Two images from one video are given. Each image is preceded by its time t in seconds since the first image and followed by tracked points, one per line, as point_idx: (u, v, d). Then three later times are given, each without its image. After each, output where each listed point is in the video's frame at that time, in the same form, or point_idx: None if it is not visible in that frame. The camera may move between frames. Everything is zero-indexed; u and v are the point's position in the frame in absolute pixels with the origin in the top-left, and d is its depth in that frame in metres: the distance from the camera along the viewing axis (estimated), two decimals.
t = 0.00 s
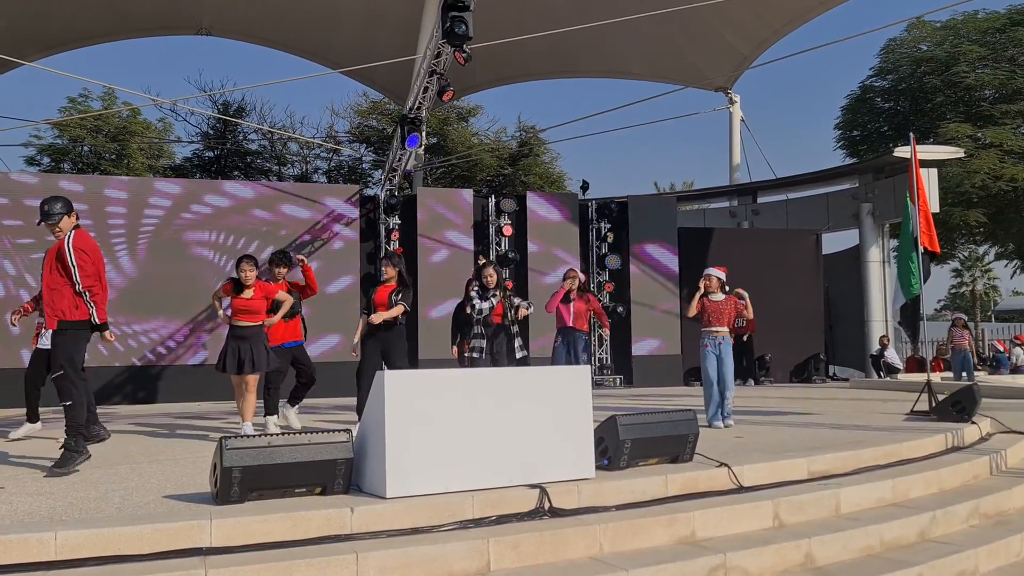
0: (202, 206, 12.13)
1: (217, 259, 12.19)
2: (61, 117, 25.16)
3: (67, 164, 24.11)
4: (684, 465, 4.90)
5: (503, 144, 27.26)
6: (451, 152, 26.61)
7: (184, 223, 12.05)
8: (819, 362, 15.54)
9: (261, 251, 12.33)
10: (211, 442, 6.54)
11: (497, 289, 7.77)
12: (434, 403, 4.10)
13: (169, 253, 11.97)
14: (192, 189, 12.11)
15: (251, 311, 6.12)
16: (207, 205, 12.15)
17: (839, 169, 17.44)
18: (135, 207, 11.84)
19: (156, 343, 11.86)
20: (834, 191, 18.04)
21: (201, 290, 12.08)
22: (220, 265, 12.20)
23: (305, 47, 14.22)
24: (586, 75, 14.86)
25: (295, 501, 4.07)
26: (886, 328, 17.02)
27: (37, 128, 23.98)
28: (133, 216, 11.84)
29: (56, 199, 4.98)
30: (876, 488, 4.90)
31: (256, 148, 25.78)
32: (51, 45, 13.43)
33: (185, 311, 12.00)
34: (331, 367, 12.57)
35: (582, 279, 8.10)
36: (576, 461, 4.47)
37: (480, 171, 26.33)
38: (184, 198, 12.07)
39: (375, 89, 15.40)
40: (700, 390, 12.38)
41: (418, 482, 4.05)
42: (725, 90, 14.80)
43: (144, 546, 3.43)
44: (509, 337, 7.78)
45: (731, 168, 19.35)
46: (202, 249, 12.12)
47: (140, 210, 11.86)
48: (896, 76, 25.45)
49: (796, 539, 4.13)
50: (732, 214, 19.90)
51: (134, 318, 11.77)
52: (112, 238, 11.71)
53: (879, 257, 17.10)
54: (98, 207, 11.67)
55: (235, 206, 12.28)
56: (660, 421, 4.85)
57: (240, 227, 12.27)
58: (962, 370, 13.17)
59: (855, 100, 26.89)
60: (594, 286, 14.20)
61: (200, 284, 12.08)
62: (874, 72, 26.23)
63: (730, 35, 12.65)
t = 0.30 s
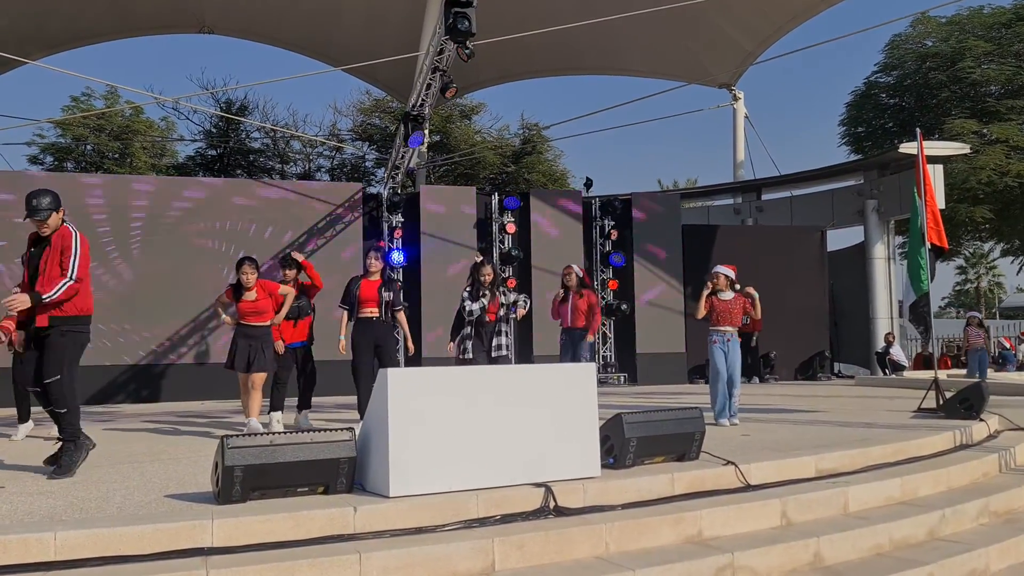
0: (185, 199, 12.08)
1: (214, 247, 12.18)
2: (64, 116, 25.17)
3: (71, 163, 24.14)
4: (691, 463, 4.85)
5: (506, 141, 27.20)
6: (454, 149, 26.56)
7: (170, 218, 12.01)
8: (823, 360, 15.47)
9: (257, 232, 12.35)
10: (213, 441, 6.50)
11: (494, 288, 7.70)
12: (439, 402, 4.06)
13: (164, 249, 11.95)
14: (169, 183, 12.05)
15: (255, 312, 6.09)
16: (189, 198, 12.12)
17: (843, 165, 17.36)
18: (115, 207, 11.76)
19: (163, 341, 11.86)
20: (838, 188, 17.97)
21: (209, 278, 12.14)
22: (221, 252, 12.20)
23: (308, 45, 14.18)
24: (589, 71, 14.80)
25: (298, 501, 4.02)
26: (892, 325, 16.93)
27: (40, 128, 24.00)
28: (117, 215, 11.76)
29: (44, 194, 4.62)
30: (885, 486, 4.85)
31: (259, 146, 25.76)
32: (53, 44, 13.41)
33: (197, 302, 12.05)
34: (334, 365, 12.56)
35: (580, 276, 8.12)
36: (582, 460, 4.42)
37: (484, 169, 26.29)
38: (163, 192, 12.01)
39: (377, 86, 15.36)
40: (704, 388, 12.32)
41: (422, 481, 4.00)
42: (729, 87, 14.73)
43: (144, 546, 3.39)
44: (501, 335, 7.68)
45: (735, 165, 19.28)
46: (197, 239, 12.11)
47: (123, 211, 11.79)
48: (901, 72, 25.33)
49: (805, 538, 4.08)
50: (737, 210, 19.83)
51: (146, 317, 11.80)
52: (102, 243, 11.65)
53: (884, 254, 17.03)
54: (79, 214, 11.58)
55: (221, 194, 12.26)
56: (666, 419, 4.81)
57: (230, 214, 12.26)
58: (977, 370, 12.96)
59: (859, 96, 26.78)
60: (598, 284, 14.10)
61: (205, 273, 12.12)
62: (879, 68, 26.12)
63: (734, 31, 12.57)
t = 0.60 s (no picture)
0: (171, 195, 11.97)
1: (213, 235, 12.11)
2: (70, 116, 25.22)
3: (76, 163, 24.17)
4: (698, 461, 4.80)
5: (510, 138, 27.14)
6: (458, 147, 26.52)
7: (161, 216, 11.90)
8: (830, 356, 15.39)
9: (252, 219, 12.28)
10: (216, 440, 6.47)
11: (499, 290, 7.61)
12: (443, 399, 4.02)
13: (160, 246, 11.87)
14: (146, 179, 11.91)
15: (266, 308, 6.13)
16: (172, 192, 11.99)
17: (849, 161, 17.26)
18: (101, 213, 11.63)
19: (167, 340, 11.84)
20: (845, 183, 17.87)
21: (217, 265, 12.12)
22: (221, 238, 12.13)
23: (311, 43, 14.14)
24: (593, 68, 14.74)
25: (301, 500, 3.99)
26: (899, 322, 16.82)
27: (45, 128, 24.02)
28: (104, 221, 11.65)
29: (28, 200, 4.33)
30: (894, 483, 4.79)
31: (264, 145, 25.75)
32: (56, 44, 13.40)
33: (212, 289, 12.05)
34: (339, 363, 12.55)
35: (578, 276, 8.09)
36: (589, 459, 4.38)
37: (488, 167, 26.26)
38: (143, 190, 11.87)
39: (381, 84, 15.32)
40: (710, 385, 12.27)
41: (427, 479, 3.97)
42: (733, 82, 14.65)
43: (145, 547, 3.35)
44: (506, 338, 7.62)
45: (740, 161, 19.19)
46: (195, 231, 12.03)
47: (108, 217, 11.65)
48: (907, 67, 25.17)
49: (814, 536, 4.03)
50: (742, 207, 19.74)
51: (159, 318, 11.80)
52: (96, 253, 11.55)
53: (891, 250, 16.93)
54: (65, 227, 11.43)
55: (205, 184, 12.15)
56: (672, 416, 4.77)
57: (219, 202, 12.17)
58: (990, 369, 12.85)
59: (865, 91, 26.63)
60: (603, 282, 14.15)
61: (212, 261, 12.09)
62: (885, 63, 25.96)
63: (738, 26, 12.49)
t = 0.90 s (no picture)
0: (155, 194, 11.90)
1: (212, 225, 12.10)
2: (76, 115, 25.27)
3: (83, 162, 24.23)
4: (705, 459, 4.75)
5: (516, 135, 27.08)
6: (464, 144, 26.47)
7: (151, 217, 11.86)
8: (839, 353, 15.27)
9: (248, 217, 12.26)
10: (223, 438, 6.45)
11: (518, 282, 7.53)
12: (448, 398, 3.98)
13: (157, 245, 11.86)
14: (124, 181, 11.82)
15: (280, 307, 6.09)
16: (155, 191, 11.91)
17: (857, 156, 17.15)
18: (89, 222, 11.60)
19: (175, 337, 11.85)
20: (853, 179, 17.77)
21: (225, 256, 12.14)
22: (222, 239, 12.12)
23: (316, 40, 14.13)
24: (599, 64, 14.67)
25: (305, 499, 3.96)
26: (908, 318, 16.70)
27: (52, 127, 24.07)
28: (93, 228, 11.61)
29: None
30: (904, 481, 4.74)
31: (269, 143, 25.76)
32: (62, 43, 13.41)
33: (225, 276, 12.11)
34: (345, 362, 12.53)
35: (585, 270, 8.00)
36: (596, 457, 4.34)
37: (494, 164, 26.21)
38: (123, 193, 11.79)
39: (386, 81, 15.28)
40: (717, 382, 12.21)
41: (430, 477, 3.93)
42: (740, 78, 14.55)
43: (147, 547, 3.33)
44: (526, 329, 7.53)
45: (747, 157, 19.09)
46: (193, 232, 12.02)
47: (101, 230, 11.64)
48: (915, 61, 25.00)
49: (823, 534, 3.98)
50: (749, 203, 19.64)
51: (169, 322, 11.83)
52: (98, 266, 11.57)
53: (899, 246, 16.82)
54: (59, 244, 11.43)
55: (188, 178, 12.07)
56: (679, 413, 4.72)
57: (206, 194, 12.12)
58: (1005, 367, 12.78)
59: (873, 86, 26.45)
60: (610, 278, 14.03)
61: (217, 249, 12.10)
62: (893, 58, 25.78)
63: (745, 21, 12.40)
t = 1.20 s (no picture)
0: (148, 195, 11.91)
1: (209, 224, 12.11)
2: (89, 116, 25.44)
3: (96, 162, 24.38)
4: (717, 458, 4.71)
5: (527, 133, 27.05)
6: (474, 142, 26.46)
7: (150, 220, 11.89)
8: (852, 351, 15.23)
9: (250, 217, 12.28)
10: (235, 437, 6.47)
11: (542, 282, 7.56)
12: (460, 397, 3.97)
13: (159, 249, 11.88)
14: (112, 192, 11.77)
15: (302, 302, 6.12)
16: (142, 197, 11.88)
17: (870, 154, 17.04)
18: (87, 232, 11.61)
19: (188, 336, 11.92)
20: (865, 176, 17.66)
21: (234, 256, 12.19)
22: (227, 240, 12.17)
23: (326, 40, 14.16)
24: (609, 62, 14.63)
25: (315, 498, 3.96)
26: (921, 316, 16.57)
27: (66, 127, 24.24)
28: (91, 238, 11.61)
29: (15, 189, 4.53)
30: (918, 480, 4.69)
31: (281, 143, 25.85)
32: (75, 44, 13.49)
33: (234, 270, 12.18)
34: (356, 361, 12.55)
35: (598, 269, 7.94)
36: (607, 455, 4.33)
37: (505, 162, 26.20)
38: (110, 202, 11.75)
39: (396, 80, 15.29)
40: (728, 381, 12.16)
41: (440, 476, 3.92)
42: (752, 75, 14.48)
43: (158, 545, 3.34)
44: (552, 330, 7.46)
45: (759, 154, 18.99)
46: (195, 237, 12.04)
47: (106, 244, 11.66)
48: (929, 57, 24.81)
49: (837, 534, 3.95)
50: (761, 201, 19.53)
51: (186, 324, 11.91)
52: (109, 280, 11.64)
53: (913, 243, 16.69)
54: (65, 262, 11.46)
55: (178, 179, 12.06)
56: (690, 412, 4.70)
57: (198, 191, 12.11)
58: None
59: (886, 83, 26.24)
60: (621, 276, 13.98)
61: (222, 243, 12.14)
62: (907, 54, 25.59)
63: (756, 18, 12.34)
